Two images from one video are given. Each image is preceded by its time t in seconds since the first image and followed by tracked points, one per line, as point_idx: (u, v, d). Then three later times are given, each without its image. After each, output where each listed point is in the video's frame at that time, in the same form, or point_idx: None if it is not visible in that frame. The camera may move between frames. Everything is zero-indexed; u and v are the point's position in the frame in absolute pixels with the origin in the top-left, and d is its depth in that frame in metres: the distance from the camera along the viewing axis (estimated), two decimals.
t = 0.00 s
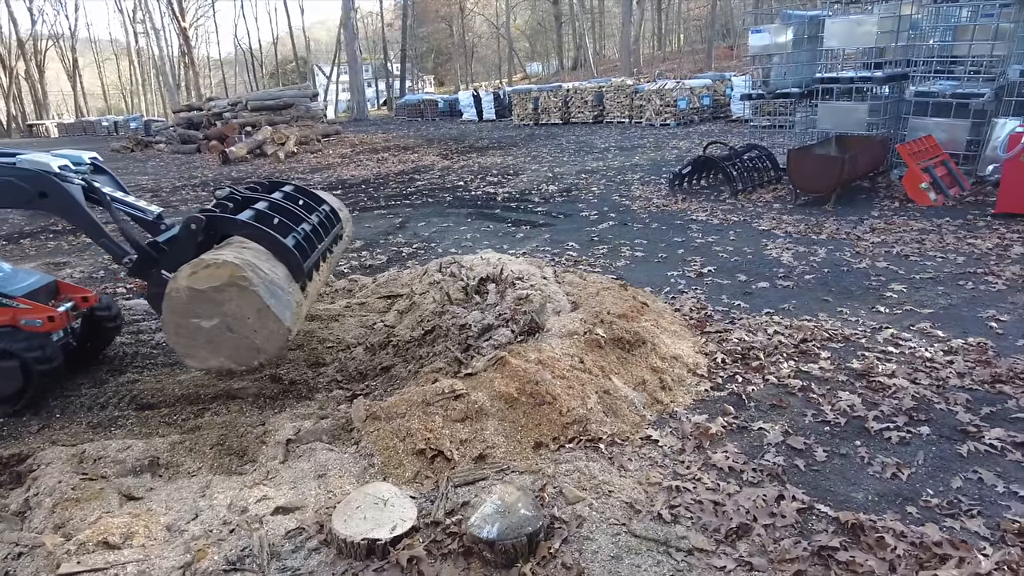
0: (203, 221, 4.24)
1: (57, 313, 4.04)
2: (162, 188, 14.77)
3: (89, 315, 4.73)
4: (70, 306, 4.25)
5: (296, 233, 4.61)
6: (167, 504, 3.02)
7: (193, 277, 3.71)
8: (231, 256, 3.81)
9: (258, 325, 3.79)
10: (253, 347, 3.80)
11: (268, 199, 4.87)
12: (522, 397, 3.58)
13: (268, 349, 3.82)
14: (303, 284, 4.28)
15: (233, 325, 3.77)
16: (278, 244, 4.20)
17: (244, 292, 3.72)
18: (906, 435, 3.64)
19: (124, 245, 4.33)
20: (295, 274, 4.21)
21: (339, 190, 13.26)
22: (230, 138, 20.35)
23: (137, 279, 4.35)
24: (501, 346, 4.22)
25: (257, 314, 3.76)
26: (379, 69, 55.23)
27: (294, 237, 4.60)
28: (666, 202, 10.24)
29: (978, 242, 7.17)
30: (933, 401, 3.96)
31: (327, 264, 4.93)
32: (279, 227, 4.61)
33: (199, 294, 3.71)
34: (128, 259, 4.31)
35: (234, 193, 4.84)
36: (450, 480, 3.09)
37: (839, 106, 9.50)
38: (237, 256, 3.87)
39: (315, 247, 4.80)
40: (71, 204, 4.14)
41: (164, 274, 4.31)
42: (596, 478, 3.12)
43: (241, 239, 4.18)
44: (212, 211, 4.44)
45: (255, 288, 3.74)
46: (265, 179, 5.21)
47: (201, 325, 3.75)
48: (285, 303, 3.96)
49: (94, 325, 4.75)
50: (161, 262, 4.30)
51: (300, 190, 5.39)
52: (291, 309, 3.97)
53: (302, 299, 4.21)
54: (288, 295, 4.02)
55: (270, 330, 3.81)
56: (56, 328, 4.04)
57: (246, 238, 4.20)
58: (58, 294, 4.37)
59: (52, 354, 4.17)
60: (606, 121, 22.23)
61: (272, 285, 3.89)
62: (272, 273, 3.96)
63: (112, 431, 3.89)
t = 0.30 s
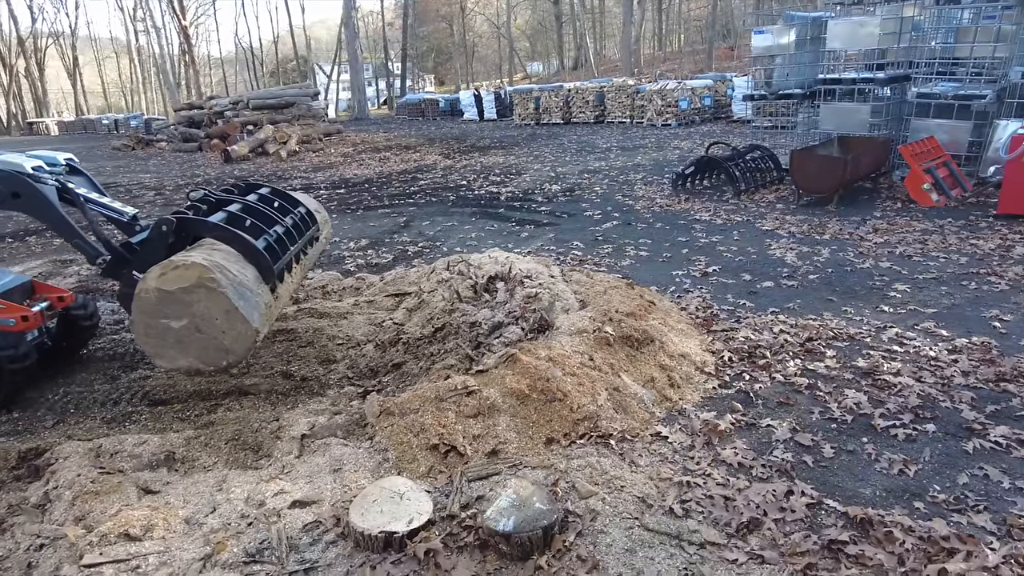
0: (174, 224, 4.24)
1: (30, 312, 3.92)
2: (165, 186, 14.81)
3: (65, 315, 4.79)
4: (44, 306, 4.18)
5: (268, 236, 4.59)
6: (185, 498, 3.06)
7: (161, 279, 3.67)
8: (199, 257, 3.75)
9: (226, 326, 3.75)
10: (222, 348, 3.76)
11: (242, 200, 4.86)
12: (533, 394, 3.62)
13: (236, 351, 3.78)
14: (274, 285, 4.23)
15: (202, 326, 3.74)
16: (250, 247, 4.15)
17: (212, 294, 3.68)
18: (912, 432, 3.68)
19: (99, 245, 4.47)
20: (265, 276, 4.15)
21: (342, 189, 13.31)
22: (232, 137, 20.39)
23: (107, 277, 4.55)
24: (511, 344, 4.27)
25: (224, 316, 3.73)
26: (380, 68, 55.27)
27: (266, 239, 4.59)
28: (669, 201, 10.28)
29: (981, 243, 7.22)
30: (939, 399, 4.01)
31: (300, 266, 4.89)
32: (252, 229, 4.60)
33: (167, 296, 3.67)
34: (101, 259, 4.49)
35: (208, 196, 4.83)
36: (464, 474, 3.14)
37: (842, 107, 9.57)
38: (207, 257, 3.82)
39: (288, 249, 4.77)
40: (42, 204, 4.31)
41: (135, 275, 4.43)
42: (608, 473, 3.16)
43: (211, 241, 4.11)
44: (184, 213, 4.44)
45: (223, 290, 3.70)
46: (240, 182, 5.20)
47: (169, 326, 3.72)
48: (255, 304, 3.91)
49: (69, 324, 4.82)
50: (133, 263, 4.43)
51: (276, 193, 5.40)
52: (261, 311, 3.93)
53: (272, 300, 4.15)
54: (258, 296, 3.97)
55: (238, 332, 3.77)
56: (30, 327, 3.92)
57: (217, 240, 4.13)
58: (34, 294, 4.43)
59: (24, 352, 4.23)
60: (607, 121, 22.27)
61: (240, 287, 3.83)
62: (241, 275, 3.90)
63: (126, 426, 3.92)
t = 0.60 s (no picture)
0: (176, 221, 4.49)
1: (37, 305, 4.19)
2: (191, 184, 15.01)
3: (71, 308, 4.95)
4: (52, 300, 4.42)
5: (265, 234, 4.93)
6: (222, 485, 3.14)
7: (161, 273, 3.95)
8: (198, 253, 4.03)
9: (222, 320, 4.01)
10: (218, 342, 4.02)
11: (241, 200, 5.20)
12: (561, 392, 3.66)
13: (232, 345, 4.04)
14: (270, 283, 4.51)
15: (200, 319, 4.00)
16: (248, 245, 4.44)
17: (209, 288, 3.94)
18: (941, 438, 3.67)
19: (102, 241, 4.68)
20: (262, 272, 4.42)
21: (365, 189, 13.42)
22: (256, 136, 20.62)
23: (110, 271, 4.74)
24: (537, 343, 4.32)
25: (220, 310, 3.98)
26: (400, 69, 55.53)
27: (264, 236, 4.95)
28: (692, 205, 10.27)
29: (1011, 250, 7.14)
30: (968, 406, 3.99)
31: (296, 265, 5.23)
32: (251, 227, 4.95)
33: (166, 290, 3.94)
34: (105, 255, 4.71)
35: (209, 194, 5.15)
36: (493, 469, 3.18)
37: (866, 112, 9.64)
38: (205, 253, 4.09)
39: (284, 247, 5.12)
40: (51, 201, 4.47)
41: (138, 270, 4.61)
42: (636, 472, 3.20)
43: (211, 238, 4.40)
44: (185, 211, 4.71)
45: (220, 285, 3.96)
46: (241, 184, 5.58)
47: (168, 319, 3.97)
48: (251, 299, 4.17)
49: (76, 317, 4.98)
50: (134, 259, 4.63)
51: (276, 194, 5.78)
52: (257, 306, 4.18)
53: (269, 296, 4.41)
54: (253, 292, 4.23)
55: (232, 326, 4.03)
56: (37, 320, 4.19)
57: (216, 237, 4.41)
58: (42, 287, 4.59)
59: (33, 344, 4.34)
60: (628, 123, 22.22)
61: (237, 282, 4.10)
62: (237, 271, 4.16)
63: (162, 416, 4.03)
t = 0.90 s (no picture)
0: (235, 221, 4.82)
1: (100, 295, 4.42)
2: (258, 183, 15.60)
3: (127, 298, 5.19)
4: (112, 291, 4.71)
5: (315, 235, 5.27)
6: (294, 470, 3.28)
7: (223, 268, 4.38)
8: (256, 250, 4.43)
9: (276, 313, 4.43)
10: (272, 333, 4.46)
11: (293, 202, 5.52)
12: (622, 395, 3.67)
13: (284, 335, 4.46)
14: (320, 279, 4.89)
15: (256, 311, 4.42)
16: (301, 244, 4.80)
17: (265, 283, 4.36)
18: (1021, 457, 3.52)
19: (163, 238, 4.88)
20: (313, 271, 4.79)
21: (423, 190, 13.66)
22: (318, 137, 21.23)
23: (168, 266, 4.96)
24: (598, 346, 4.34)
25: (275, 303, 4.41)
26: (457, 73, 56.13)
27: (315, 237, 5.27)
28: (753, 210, 10.08)
29: None
30: None
31: (341, 263, 5.57)
32: (302, 228, 5.28)
33: (226, 283, 4.39)
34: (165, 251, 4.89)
35: (263, 196, 5.48)
36: (554, 467, 3.23)
37: (940, 117, 9.06)
38: (262, 250, 4.50)
39: (332, 247, 5.44)
40: (121, 200, 4.67)
41: (197, 265, 4.89)
42: (698, 477, 3.19)
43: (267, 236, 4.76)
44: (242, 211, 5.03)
45: (275, 280, 4.38)
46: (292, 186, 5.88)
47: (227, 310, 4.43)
48: (303, 294, 4.57)
49: (131, 307, 5.22)
50: (194, 254, 4.90)
51: (324, 197, 6.05)
52: (308, 300, 4.60)
53: (318, 292, 4.80)
54: (305, 287, 4.63)
55: (285, 318, 4.45)
56: (100, 309, 4.41)
57: (272, 236, 4.78)
58: (102, 280, 4.89)
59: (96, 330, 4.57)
60: (686, 127, 21.92)
61: (291, 278, 4.50)
62: (292, 268, 4.57)
63: (237, 402, 4.23)
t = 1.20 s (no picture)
0: (310, 219, 5.16)
1: (180, 285, 4.79)
2: (346, 185, 16.23)
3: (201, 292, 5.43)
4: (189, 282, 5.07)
5: (381, 233, 5.58)
6: (383, 458, 3.42)
7: (301, 262, 4.76)
8: (331, 245, 4.83)
9: (348, 302, 4.84)
10: (344, 321, 4.88)
11: (358, 202, 5.84)
12: (707, 405, 3.62)
13: (355, 323, 4.89)
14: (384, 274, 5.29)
15: (330, 301, 4.84)
16: (367, 242, 5.22)
17: (340, 275, 4.76)
18: None
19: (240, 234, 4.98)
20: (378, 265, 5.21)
21: (504, 194, 13.83)
22: (403, 142, 21.86)
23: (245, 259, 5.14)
24: (682, 354, 4.29)
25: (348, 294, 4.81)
26: (538, 78, 56.37)
27: (380, 235, 5.58)
28: (846, 221, 9.66)
29: None
30: None
31: (402, 259, 5.90)
32: (368, 227, 5.59)
33: (304, 275, 4.76)
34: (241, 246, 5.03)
35: (330, 197, 5.80)
36: (636, 473, 3.23)
37: None
38: (336, 246, 4.89)
39: (395, 245, 5.76)
40: (205, 200, 4.70)
41: (274, 258, 5.13)
42: (785, 491, 3.11)
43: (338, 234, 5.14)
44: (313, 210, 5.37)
45: (349, 273, 4.77)
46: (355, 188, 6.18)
47: (304, 300, 4.82)
48: (371, 287, 4.97)
49: (204, 300, 5.46)
50: (271, 250, 5.15)
51: (383, 199, 6.34)
52: (377, 292, 5.01)
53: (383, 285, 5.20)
54: (373, 280, 5.03)
55: (356, 307, 4.86)
56: (179, 298, 4.78)
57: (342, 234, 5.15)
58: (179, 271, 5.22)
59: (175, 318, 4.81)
60: (774, 133, 21.20)
61: (361, 272, 4.90)
62: (362, 262, 4.96)
63: (329, 391, 4.44)
